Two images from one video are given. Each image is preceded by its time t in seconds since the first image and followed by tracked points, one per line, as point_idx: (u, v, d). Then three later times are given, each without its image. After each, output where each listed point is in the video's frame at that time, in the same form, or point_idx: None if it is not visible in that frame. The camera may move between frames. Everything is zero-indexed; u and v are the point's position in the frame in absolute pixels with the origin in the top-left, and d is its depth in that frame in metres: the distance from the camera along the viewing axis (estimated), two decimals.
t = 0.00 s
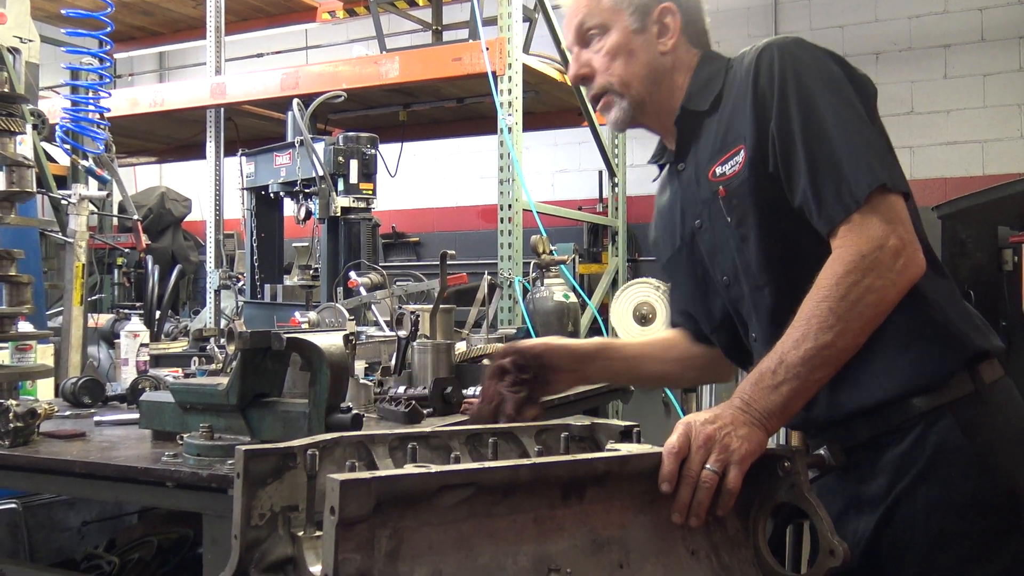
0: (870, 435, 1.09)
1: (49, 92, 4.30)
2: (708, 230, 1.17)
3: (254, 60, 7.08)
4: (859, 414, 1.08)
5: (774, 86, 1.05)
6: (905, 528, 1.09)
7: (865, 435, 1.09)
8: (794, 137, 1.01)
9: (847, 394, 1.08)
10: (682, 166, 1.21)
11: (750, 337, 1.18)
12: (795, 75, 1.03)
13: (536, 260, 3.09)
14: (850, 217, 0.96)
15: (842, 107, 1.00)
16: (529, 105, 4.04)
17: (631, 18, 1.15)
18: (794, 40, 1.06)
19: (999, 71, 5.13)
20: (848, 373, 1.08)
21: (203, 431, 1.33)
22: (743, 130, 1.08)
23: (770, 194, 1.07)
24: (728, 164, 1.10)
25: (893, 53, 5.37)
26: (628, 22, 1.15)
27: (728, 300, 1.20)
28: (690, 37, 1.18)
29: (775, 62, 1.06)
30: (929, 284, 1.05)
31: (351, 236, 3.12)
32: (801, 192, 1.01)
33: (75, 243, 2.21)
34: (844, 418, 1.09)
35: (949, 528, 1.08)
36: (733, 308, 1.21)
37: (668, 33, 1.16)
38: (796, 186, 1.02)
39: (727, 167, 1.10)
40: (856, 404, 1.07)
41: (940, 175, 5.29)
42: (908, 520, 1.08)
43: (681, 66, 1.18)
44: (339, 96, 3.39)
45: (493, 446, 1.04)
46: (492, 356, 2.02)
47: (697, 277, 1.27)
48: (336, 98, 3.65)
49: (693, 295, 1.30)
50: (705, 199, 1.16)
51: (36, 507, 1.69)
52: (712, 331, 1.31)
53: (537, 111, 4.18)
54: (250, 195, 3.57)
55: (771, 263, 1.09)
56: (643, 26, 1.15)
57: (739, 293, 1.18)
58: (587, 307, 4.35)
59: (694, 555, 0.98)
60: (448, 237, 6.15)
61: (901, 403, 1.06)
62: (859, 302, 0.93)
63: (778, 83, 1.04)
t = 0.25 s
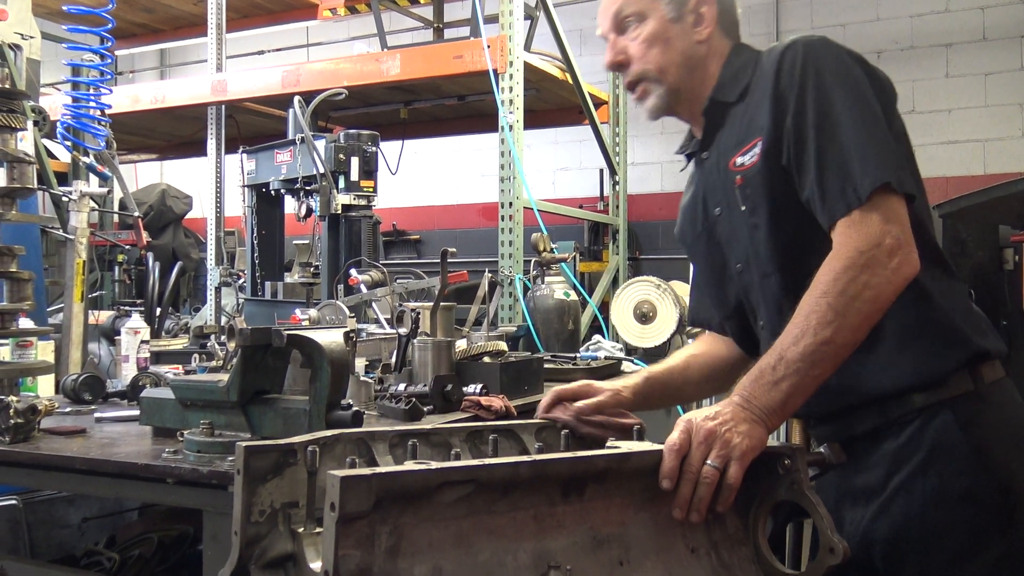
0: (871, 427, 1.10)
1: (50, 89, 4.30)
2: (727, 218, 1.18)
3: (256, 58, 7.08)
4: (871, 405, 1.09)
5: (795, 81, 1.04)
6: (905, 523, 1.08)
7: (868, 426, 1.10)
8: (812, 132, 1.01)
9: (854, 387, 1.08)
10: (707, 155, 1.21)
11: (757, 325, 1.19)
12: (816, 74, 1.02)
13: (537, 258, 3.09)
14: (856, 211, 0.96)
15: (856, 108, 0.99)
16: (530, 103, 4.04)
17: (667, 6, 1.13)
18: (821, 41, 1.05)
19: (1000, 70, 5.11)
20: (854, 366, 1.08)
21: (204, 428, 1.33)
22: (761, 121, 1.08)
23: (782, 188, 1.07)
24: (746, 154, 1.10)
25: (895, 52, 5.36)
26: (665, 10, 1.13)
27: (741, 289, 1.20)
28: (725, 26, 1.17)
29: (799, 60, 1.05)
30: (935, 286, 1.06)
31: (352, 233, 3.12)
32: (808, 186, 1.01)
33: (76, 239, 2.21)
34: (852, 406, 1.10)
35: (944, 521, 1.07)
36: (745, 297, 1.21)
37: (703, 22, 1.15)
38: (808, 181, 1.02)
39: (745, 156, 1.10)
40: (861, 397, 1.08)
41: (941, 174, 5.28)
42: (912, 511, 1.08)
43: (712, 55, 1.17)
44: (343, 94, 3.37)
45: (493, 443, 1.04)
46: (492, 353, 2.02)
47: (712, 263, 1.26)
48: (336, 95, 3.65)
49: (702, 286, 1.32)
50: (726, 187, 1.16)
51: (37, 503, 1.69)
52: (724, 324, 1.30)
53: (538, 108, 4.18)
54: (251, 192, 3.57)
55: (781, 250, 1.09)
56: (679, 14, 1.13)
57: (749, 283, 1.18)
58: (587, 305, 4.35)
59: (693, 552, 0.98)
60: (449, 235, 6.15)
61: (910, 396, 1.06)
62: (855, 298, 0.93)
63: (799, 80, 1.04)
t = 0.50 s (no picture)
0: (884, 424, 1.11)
1: (51, 86, 4.30)
2: (757, 211, 1.18)
3: (257, 55, 7.08)
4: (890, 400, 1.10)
5: (836, 83, 1.05)
6: (911, 525, 1.07)
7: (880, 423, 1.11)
8: (851, 134, 1.01)
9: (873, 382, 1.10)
10: (740, 147, 1.20)
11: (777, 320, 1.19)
12: (855, 78, 1.03)
13: (538, 256, 3.09)
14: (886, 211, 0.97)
15: (889, 113, 1.01)
16: (531, 101, 4.03)
17: None
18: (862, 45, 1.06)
19: (1002, 69, 5.06)
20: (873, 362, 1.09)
21: (205, 425, 1.33)
22: (798, 118, 1.09)
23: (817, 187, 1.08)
24: (784, 150, 1.10)
25: (896, 50, 5.33)
26: (706, 3, 1.09)
27: (765, 281, 1.21)
28: (759, 22, 1.16)
29: (839, 63, 1.05)
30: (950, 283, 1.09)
31: (353, 231, 3.13)
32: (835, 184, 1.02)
33: (77, 237, 2.21)
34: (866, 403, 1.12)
35: (951, 515, 1.06)
36: (769, 289, 1.21)
37: (742, 16, 1.13)
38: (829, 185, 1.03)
39: (781, 152, 1.11)
40: (879, 393, 1.09)
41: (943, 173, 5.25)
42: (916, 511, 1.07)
43: (750, 48, 1.15)
44: (343, 92, 3.31)
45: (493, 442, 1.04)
46: (492, 351, 2.02)
47: (736, 254, 1.26)
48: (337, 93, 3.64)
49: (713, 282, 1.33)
50: (758, 180, 1.16)
51: (38, 500, 1.69)
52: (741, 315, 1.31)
53: (539, 107, 4.17)
54: (252, 190, 3.57)
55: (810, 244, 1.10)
56: (720, 8, 1.10)
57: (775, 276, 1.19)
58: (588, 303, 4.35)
59: (694, 551, 0.98)
60: (450, 233, 6.16)
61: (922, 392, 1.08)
62: (852, 298, 0.94)
63: (839, 83, 1.04)
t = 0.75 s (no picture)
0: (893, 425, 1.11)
1: (52, 85, 4.30)
2: (795, 209, 1.19)
3: (258, 54, 7.08)
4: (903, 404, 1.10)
5: (891, 94, 1.06)
6: (916, 528, 1.09)
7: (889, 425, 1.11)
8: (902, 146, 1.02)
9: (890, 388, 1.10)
10: (784, 142, 1.21)
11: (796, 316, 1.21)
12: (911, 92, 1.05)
13: (539, 255, 3.10)
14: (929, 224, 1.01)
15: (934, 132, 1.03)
16: (533, 100, 4.03)
17: None
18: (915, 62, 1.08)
19: (1002, 68, 5.05)
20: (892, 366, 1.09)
21: (206, 424, 1.33)
22: (848, 123, 1.10)
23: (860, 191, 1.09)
24: (832, 151, 1.11)
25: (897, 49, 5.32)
26: None
27: (793, 276, 1.22)
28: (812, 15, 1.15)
29: (894, 77, 1.07)
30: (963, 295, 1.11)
31: (354, 231, 3.13)
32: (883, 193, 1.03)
33: (78, 235, 2.21)
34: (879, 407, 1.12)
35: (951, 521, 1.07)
36: (795, 284, 1.22)
37: (796, 6, 1.12)
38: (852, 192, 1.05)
39: (828, 153, 1.12)
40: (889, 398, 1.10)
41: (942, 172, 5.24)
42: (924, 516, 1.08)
43: (801, 42, 1.15)
44: (344, 91, 3.25)
45: (493, 440, 1.04)
46: (493, 350, 2.02)
47: (758, 248, 1.27)
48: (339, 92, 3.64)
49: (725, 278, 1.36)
50: (801, 176, 1.17)
51: (38, 499, 1.69)
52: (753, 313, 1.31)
53: (540, 105, 4.17)
54: (253, 189, 3.57)
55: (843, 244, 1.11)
56: None
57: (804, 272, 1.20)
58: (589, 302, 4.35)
59: (695, 550, 0.98)
60: (450, 232, 6.15)
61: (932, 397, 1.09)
62: (854, 304, 0.96)
63: (894, 96, 1.05)
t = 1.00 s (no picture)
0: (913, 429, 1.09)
1: (53, 85, 4.30)
2: (844, 215, 1.12)
3: (259, 53, 7.08)
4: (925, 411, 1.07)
5: (982, 128, 0.99)
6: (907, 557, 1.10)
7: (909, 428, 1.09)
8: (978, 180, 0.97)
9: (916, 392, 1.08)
10: (842, 146, 1.14)
11: (829, 323, 1.15)
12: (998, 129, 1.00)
13: (540, 255, 3.12)
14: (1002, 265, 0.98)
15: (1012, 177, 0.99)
16: (534, 99, 4.03)
17: None
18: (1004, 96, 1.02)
19: (1004, 67, 4.91)
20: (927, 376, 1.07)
21: (207, 424, 1.33)
22: (926, 142, 1.02)
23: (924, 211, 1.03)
24: (899, 168, 1.05)
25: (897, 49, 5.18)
26: None
27: (829, 284, 1.14)
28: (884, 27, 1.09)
29: (979, 106, 1.01)
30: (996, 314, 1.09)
31: (355, 231, 3.13)
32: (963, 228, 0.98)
33: (80, 236, 2.21)
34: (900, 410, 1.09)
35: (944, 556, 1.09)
36: (829, 293, 1.14)
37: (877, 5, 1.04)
38: (917, 214, 0.99)
39: (896, 168, 1.06)
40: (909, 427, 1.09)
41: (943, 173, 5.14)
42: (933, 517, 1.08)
43: (872, 44, 1.08)
44: (345, 91, 3.25)
45: (495, 440, 1.04)
46: (494, 350, 2.02)
47: (793, 249, 1.19)
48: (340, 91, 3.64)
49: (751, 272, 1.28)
50: (857, 184, 1.11)
51: (40, 499, 1.69)
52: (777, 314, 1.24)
53: (541, 105, 4.17)
54: (254, 189, 3.57)
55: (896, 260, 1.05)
56: None
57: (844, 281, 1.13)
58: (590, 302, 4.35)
59: (697, 550, 0.98)
60: (452, 231, 6.15)
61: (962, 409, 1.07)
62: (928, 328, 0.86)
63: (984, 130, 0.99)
